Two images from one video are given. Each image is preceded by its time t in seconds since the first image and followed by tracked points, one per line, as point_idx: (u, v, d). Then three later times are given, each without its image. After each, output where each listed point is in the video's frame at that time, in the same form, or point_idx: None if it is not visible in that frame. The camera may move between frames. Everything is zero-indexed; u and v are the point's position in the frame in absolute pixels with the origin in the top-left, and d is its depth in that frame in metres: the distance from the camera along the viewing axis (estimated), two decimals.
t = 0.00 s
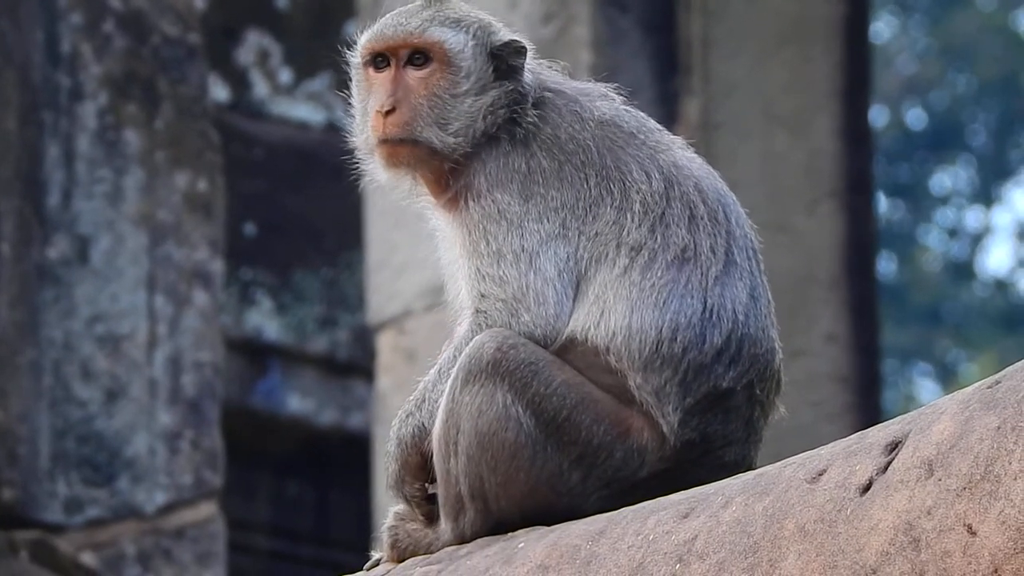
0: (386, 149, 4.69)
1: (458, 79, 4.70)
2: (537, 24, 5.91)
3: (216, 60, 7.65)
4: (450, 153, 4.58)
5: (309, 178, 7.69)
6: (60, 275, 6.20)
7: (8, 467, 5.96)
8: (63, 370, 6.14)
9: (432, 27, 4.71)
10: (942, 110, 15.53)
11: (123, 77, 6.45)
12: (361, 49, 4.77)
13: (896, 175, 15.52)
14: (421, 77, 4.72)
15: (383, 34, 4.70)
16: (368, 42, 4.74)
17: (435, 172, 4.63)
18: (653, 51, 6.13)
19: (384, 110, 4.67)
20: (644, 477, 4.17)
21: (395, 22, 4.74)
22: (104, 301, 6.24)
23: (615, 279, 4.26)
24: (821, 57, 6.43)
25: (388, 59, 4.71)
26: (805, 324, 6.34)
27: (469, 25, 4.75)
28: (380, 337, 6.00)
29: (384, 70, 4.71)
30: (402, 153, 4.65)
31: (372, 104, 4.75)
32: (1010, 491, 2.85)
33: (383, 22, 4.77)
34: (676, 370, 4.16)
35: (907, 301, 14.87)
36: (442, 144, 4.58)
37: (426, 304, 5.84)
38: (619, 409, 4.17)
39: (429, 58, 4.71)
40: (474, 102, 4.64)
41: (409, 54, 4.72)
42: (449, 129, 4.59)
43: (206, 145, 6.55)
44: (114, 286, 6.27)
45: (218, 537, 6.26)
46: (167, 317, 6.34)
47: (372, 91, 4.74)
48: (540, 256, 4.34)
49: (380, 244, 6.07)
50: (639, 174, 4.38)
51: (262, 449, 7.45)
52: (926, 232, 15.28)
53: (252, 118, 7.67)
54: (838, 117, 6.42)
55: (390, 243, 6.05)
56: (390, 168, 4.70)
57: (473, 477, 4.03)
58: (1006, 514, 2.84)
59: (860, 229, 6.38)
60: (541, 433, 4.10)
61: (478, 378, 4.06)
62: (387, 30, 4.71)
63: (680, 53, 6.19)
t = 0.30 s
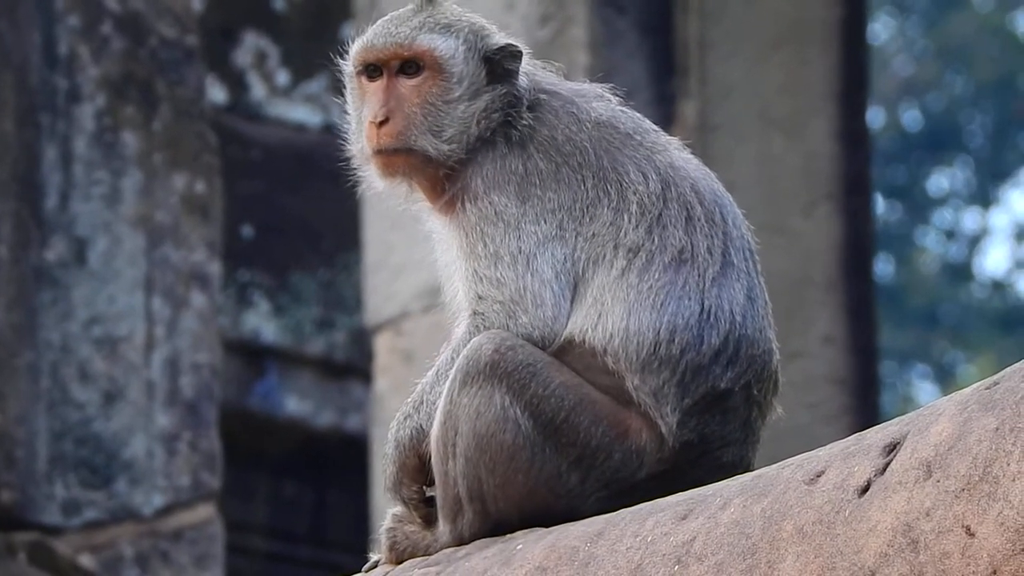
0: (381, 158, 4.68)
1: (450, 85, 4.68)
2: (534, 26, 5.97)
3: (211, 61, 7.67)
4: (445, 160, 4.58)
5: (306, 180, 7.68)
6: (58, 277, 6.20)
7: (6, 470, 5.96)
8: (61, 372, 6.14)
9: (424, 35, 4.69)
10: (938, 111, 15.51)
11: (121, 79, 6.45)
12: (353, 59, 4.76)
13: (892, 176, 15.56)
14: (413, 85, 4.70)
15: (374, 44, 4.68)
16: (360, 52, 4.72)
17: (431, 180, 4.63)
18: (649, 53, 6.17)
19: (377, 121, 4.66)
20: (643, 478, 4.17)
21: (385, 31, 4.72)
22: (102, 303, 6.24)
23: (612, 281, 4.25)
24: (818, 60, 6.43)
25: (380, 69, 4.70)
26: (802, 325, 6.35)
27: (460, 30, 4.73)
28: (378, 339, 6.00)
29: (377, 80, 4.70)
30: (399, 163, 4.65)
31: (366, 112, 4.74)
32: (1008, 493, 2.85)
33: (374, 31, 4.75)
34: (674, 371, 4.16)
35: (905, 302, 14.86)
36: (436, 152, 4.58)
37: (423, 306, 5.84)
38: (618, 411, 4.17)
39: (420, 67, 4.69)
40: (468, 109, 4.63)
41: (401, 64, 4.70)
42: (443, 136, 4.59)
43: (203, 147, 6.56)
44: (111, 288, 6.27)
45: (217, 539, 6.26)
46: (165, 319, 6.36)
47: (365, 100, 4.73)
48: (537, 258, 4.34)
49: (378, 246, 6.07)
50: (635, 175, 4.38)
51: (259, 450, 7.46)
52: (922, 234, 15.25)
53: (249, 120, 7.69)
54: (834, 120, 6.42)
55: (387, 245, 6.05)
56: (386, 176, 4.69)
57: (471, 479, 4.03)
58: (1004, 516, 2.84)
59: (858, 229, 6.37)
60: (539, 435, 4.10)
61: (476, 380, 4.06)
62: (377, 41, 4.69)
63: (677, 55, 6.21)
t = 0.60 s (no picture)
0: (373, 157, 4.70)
1: (443, 84, 4.68)
2: (534, 27, 6.00)
3: (211, 63, 7.68)
4: (438, 159, 4.59)
5: (306, 181, 7.68)
6: (58, 279, 6.20)
7: (7, 471, 5.96)
8: (62, 374, 6.14)
9: (417, 34, 4.70)
10: (939, 113, 15.50)
11: (121, 82, 6.45)
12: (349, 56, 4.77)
13: (891, 177, 15.63)
14: (406, 84, 4.71)
15: (368, 42, 4.69)
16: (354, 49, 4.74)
17: (424, 179, 4.63)
18: (649, 53, 6.21)
19: (369, 119, 4.67)
20: (644, 480, 4.17)
21: (381, 30, 4.73)
22: (102, 305, 6.24)
23: (614, 283, 4.25)
24: (818, 61, 6.41)
25: (373, 66, 4.70)
26: (802, 326, 6.36)
27: (457, 31, 4.74)
28: (379, 341, 6.00)
29: (371, 78, 4.71)
30: (392, 161, 4.66)
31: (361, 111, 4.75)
32: (1010, 494, 2.85)
33: (370, 29, 4.76)
34: (675, 374, 4.16)
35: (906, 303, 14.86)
36: (428, 151, 4.59)
37: (423, 308, 5.84)
38: (619, 413, 4.17)
39: (413, 65, 4.70)
40: (462, 108, 4.64)
41: (395, 60, 4.71)
42: (435, 135, 4.60)
43: (203, 149, 6.55)
44: (111, 290, 6.27)
45: (217, 541, 6.26)
46: (165, 321, 6.35)
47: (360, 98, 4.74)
48: (538, 260, 4.34)
49: (378, 248, 6.07)
50: (637, 177, 4.38)
51: (260, 450, 7.45)
52: (923, 235, 15.28)
53: (249, 122, 7.70)
54: (835, 120, 6.40)
55: (387, 247, 6.05)
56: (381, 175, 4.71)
57: (472, 481, 4.02)
58: (1006, 517, 2.84)
59: (858, 231, 6.36)
60: (540, 437, 4.10)
61: (477, 382, 4.06)
62: (370, 38, 4.70)
63: (677, 55, 6.24)
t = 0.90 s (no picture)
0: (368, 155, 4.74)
1: (433, 81, 4.68)
2: (538, 27, 6.00)
3: (215, 63, 7.67)
4: (429, 156, 4.62)
5: (309, 182, 7.67)
6: (62, 280, 6.21)
7: (11, 473, 5.97)
8: (67, 375, 6.14)
9: (406, 32, 4.71)
10: (943, 111, 15.52)
11: (125, 82, 6.45)
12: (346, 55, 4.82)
13: (897, 177, 15.58)
14: (398, 82, 4.73)
15: (360, 40, 4.72)
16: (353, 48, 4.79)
17: (418, 175, 4.67)
18: (653, 54, 6.19)
19: (359, 117, 4.71)
20: (647, 480, 4.17)
21: (376, 29, 4.76)
22: (107, 305, 6.25)
23: (616, 282, 4.25)
24: (821, 61, 6.44)
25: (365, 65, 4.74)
26: (806, 326, 6.36)
27: (450, 28, 4.72)
28: (383, 341, 5.99)
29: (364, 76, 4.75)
30: (380, 159, 4.68)
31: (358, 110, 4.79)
32: (1014, 493, 2.84)
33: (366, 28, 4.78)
34: (679, 374, 4.15)
35: (911, 303, 14.84)
36: (417, 148, 4.62)
37: (427, 308, 5.83)
38: (622, 413, 4.17)
39: (404, 63, 4.72)
40: (453, 106, 4.65)
41: (386, 59, 4.73)
42: (424, 132, 4.63)
43: (207, 150, 6.56)
44: (116, 290, 6.27)
45: (222, 542, 6.27)
46: (170, 322, 6.36)
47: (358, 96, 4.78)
48: (541, 260, 4.34)
49: (383, 248, 6.07)
50: (640, 178, 4.37)
51: (264, 451, 7.47)
52: (928, 235, 15.26)
53: (254, 122, 7.69)
54: (839, 120, 6.42)
55: (391, 247, 6.05)
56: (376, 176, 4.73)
57: (476, 481, 4.02)
58: (1010, 517, 2.83)
59: (862, 231, 6.38)
60: (544, 437, 4.10)
61: (481, 382, 4.06)
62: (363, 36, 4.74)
63: (681, 55, 6.23)
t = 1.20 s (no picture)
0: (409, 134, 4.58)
1: (479, 71, 4.59)
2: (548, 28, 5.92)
3: (224, 65, 7.65)
4: (473, 142, 4.51)
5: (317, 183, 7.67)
6: (70, 281, 6.19)
7: (20, 474, 5.91)
8: (75, 376, 6.13)
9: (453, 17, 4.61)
10: (954, 114, 15.45)
11: (132, 83, 6.47)
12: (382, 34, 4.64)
13: (905, 182, 15.48)
14: (442, 66, 4.59)
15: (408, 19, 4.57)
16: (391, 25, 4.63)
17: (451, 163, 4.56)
18: (661, 54, 6.21)
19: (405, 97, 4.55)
20: (654, 481, 4.15)
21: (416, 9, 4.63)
22: (115, 307, 6.25)
23: (621, 282, 4.25)
24: (830, 63, 6.42)
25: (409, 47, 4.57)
26: (815, 328, 6.35)
27: (494, 21, 4.67)
28: (392, 343, 5.97)
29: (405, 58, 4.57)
30: (425, 139, 4.56)
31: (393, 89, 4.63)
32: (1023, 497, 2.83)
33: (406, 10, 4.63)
34: (684, 373, 4.15)
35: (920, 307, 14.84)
36: (462, 133, 4.50)
37: (435, 310, 5.83)
38: (629, 413, 4.15)
39: (451, 48, 4.58)
40: (497, 95, 4.54)
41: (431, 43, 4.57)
42: (471, 119, 4.51)
43: (215, 150, 6.59)
44: (124, 292, 6.28)
45: (230, 544, 6.28)
46: (178, 323, 6.37)
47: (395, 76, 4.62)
48: (548, 261, 4.32)
49: (391, 248, 6.06)
50: (647, 178, 4.37)
51: (271, 453, 7.42)
52: (937, 238, 15.19)
53: (261, 123, 7.68)
54: (847, 122, 6.41)
55: (398, 249, 6.03)
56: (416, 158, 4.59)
57: (484, 482, 4.01)
58: (1019, 519, 2.82)
59: (871, 233, 6.40)
60: (551, 438, 4.08)
61: (487, 383, 4.05)
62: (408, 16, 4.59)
63: (689, 56, 6.25)
